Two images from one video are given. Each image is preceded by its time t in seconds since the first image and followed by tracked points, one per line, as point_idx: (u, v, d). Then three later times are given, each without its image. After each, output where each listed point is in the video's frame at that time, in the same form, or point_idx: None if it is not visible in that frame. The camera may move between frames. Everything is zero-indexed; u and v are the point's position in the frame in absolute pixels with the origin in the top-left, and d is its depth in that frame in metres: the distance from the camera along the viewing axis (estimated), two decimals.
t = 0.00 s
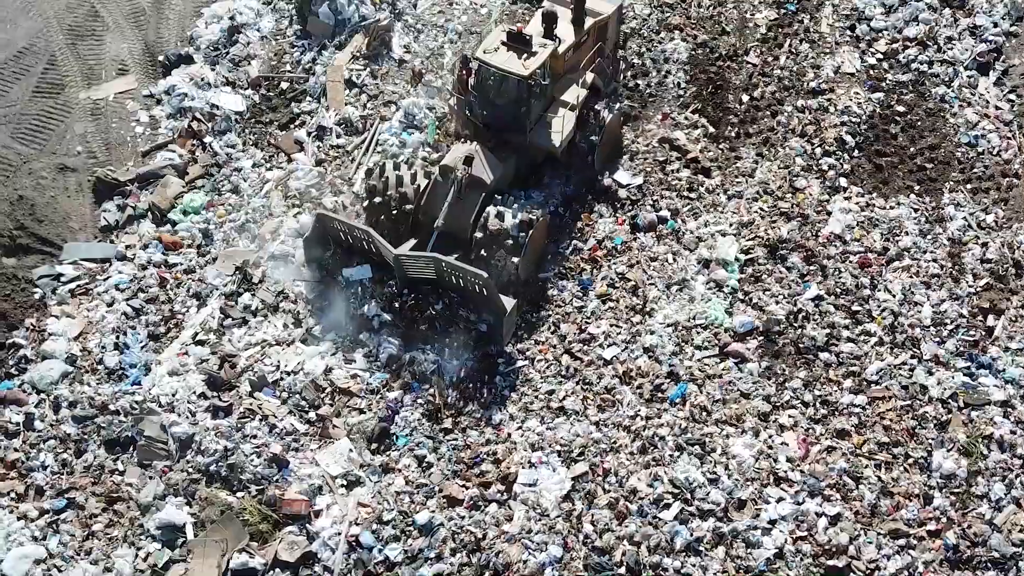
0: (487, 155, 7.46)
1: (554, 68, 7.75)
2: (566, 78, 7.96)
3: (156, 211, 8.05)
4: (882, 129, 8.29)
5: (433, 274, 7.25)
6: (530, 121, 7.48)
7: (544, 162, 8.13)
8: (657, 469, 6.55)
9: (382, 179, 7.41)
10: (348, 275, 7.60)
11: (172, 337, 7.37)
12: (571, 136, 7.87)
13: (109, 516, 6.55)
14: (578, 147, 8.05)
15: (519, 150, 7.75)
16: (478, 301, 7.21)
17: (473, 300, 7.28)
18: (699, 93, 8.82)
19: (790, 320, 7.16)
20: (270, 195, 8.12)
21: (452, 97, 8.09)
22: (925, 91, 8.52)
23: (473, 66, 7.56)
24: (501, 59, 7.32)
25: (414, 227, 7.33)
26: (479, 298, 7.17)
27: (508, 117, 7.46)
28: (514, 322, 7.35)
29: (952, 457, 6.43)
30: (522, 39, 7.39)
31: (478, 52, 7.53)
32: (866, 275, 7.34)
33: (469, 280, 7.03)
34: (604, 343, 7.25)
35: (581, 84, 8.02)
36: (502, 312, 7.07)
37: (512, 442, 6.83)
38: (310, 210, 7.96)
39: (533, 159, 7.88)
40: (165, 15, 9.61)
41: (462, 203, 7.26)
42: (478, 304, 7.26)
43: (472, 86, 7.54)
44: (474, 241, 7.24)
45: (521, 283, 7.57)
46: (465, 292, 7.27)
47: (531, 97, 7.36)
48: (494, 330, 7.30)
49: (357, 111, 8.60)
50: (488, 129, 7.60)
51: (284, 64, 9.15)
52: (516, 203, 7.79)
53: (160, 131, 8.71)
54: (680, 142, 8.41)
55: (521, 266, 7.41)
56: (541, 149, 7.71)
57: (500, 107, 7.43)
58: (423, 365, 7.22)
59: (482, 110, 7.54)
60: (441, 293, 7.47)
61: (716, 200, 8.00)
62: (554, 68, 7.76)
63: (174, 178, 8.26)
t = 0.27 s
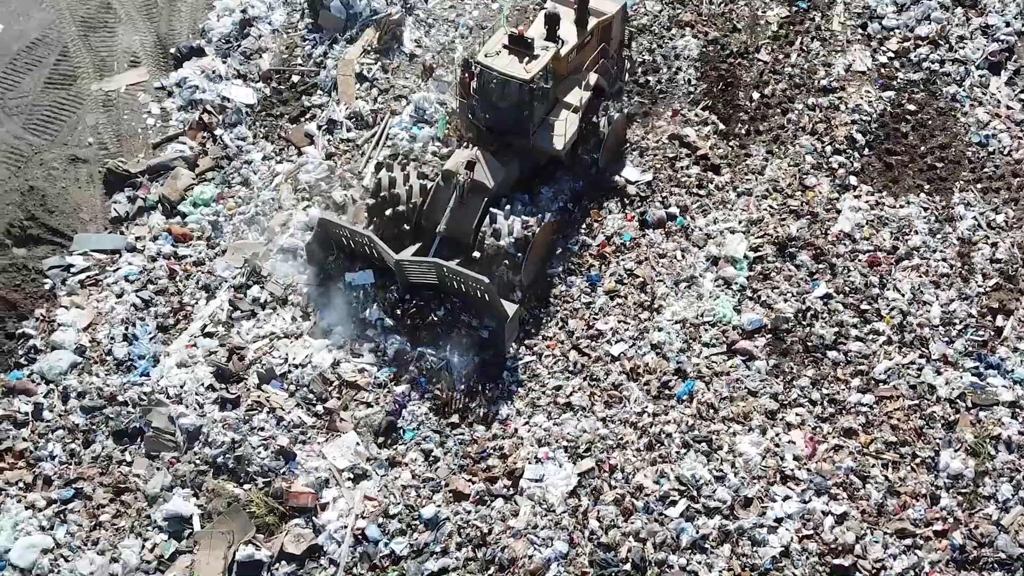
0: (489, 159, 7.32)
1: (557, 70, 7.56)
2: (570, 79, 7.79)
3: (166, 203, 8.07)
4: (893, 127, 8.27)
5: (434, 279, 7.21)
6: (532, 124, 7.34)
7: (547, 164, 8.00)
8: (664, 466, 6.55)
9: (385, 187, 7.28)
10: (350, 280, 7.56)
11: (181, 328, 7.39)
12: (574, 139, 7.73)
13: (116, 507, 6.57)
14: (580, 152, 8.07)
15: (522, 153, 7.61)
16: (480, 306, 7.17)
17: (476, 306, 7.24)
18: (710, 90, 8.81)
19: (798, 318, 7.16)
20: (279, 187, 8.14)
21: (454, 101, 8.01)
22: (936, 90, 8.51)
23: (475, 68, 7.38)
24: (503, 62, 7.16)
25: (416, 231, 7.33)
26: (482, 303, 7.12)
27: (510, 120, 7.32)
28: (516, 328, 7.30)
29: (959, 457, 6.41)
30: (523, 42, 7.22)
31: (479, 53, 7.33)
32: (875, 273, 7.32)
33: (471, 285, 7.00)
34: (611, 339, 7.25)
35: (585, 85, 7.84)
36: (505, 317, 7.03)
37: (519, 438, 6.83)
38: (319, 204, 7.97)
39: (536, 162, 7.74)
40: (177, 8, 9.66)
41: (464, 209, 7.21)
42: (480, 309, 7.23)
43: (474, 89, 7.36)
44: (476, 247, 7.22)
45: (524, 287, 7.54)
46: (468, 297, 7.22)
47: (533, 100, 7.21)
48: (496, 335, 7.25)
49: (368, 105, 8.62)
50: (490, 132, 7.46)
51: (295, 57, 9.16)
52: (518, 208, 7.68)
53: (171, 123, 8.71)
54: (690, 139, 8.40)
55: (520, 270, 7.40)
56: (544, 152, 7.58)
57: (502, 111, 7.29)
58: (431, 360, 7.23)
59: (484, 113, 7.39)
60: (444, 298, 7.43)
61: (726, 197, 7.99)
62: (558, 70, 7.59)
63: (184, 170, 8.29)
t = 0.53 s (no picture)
0: (491, 163, 7.39)
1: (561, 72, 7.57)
2: (574, 81, 7.82)
3: (176, 194, 8.11)
4: (904, 126, 8.26)
5: (437, 280, 7.19)
6: (535, 128, 7.36)
7: (550, 168, 8.04)
8: (670, 463, 6.54)
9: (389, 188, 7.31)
10: (352, 282, 7.57)
11: (189, 320, 7.41)
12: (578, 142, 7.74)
13: (123, 498, 6.58)
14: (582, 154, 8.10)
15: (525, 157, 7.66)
16: (484, 308, 7.16)
17: (479, 308, 7.21)
18: (720, 87, 8.81)
19: (806, 316, 7.17)
20: (289, 180, 8.16)
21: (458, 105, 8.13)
22: (947, 89, 8.49)
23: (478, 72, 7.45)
24: (505, 67, 7.21)
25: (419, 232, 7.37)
26: (484, 305, 7.10)
27: (513, 124, 7.35)
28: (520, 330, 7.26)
29: (967, 457, 6.39)
30: (525, 46, 7.25)
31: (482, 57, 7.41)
32: (884, 272, 7.31)
33: (474, 286, 6.97)
34: (619, 335, 7.26)
35: (588, 87, 7.86)
36: (508, 319, 7.00)
37: (526, 433, 6.84)
38: (329, 198, 7.98)
39: (540, 165, 7.79)
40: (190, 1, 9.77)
41: (466, 212, 7.25)
42: (483, 311, 7.21)
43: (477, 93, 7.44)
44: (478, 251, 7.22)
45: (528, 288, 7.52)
46: (470, 299, 7.21)
47: (535, 104, 7.24)
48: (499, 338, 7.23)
49: (378, 99, 8.64)
50: (493, 136, 7.53)
51: (306, 51, 9.22)
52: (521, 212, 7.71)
53: (182, 116, 8.75)
54: (700, 136, 8.40)
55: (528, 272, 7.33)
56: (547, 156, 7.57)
57: (505, 115, 7.35)
58: (439, 356, 7.25)
59: (487, 117, 7.47)
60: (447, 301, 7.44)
61: (735, 194, 7.99)
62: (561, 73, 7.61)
63: (195, 162, 8.32)
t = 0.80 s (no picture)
0: (493, 167, 7.46)
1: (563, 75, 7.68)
2: (576, 85, 7.92)
3: (187, 186, 8.14)
4: (915, 125, 8.24)
5: (440, 278, 7.19)
6: (537, 131, 7.45)
7: (553, 171, 8.09)
8: (677, 460, 6.53)
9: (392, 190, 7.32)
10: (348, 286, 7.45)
11: (198, 312, 7.43)
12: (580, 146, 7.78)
13: (130, 488, 6.61)
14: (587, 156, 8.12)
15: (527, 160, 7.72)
16: (486, 308, 7.18)
17: (481, 307, 7.24)
18: (731, 83, 8.80)
19: (815, 314, 7.14)
20: (300, 173, 8.18)
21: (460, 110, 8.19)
22: (958, 88, 8.46)
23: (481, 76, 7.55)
24: (507, 70, 7.31)
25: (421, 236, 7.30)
26: (487, 304, 7.13)
27: (515, 127, 7.44)
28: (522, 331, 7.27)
29: (975, 457, 6.36)
30: (528, 49, 7.37)
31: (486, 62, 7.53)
32: (893, 271, 7.30)
33: (478, 285, 7.00)
34: (627, 332, 7.27)
35: (591, 90, 7.94)
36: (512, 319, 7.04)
37: (532, 428, 6.84)
38: (339, 191, 7.96)
39: (542, 169, 7.84)
40: None
41: (469, 216, 7.23)
42: (485, 310, 7.23)
43: (479, 97, 7.54)
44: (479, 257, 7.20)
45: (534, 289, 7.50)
46: (473, 298, 7.24)
47: (537, 107, 7.32)
48: (501, 340, 7.22)
49: (389, 93, 8.66)
50: (495, 139, 7.59)
51: (317, 44, 9.24)
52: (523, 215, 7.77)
53: (193, 108, 8.81)
54: (711, 133, 8.40)
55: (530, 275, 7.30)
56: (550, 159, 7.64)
57: (507, 118, 7.42)
58: (446, 351, 7.24)
59: (489, 120, 7.54)
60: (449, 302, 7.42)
61: (745, 191, 8.00)
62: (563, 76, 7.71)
63: (205, 155, 8.35)
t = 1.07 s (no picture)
0: (495, 171, 7.45)
1: (567, 78, 7.61)
2: (581, 87, 7.83)
3: (197, 177, 8.16)
4: (926, 123, 8.23)
5: (439, 285, 7.13)
6: (540, 135, 7.41)
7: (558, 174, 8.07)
8: (684, 456, 6.53)
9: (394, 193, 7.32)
10: (347, 294, 7.42)
11: (207, 303, 7.45)
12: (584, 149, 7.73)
13: (138, 479, 6.63)
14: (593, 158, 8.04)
15: (531, 163, 7.70)
16: (486, 315, 7.14)
17: (481, 314, 7.20)
18: (742, 80, 8.80)
19: (824, 312, 7.13)
20: (310, 166, 8.20)
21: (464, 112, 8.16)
22: (970, 87, 8.44)
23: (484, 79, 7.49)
24: (510, 74, 7.25)
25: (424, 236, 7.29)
26: (487, 311, 7.09)
27: (518, 131, 7.40)
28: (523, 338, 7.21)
29: (983, 457, 6.34)
30: (531, 53, 7.29)
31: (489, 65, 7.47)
32: (903, 270, 7.29)
33: (478, 292, 6.97)
34: (635, 327, 7.26)
35: (596, 93, 7.85)
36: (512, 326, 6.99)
37: (540, 423, 6.84)
38: (349, 183, 7.99)
39: (546, 171, 7.82)
40: None
41: (470, 221, 7.21)
42: (486, 318, 7.18)
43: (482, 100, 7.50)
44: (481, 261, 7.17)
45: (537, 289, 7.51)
46: (473, 306, 7.18)
47: (540, 111, 7.26)
48: (501, 346, 7.17)
49: (400, 87, 8.67)
50: (498, 143, 7.56)
51: (329, 37, 9.26)
52: (525, 219, 7.78)
53: (204, 100, 8.83)
54: (721, 129, 8.40)
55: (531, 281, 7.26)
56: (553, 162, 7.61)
57: (510, 122, 7.38)
58: (453, 346, 7.25)
59: (492, 124, 7.50)
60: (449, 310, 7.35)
61: (755, 188, 8.00)
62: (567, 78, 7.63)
63: (216, 146, 8.37)
